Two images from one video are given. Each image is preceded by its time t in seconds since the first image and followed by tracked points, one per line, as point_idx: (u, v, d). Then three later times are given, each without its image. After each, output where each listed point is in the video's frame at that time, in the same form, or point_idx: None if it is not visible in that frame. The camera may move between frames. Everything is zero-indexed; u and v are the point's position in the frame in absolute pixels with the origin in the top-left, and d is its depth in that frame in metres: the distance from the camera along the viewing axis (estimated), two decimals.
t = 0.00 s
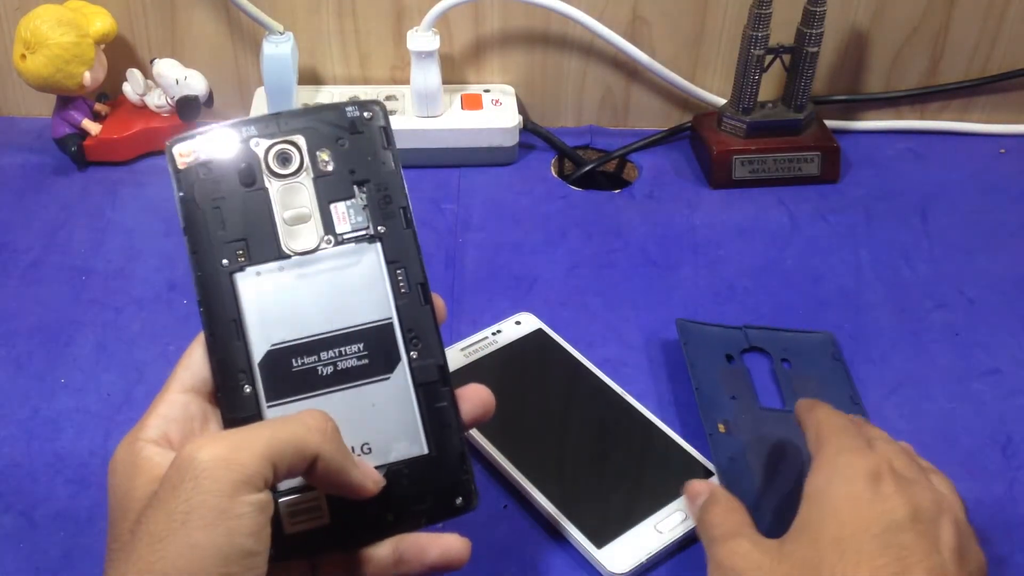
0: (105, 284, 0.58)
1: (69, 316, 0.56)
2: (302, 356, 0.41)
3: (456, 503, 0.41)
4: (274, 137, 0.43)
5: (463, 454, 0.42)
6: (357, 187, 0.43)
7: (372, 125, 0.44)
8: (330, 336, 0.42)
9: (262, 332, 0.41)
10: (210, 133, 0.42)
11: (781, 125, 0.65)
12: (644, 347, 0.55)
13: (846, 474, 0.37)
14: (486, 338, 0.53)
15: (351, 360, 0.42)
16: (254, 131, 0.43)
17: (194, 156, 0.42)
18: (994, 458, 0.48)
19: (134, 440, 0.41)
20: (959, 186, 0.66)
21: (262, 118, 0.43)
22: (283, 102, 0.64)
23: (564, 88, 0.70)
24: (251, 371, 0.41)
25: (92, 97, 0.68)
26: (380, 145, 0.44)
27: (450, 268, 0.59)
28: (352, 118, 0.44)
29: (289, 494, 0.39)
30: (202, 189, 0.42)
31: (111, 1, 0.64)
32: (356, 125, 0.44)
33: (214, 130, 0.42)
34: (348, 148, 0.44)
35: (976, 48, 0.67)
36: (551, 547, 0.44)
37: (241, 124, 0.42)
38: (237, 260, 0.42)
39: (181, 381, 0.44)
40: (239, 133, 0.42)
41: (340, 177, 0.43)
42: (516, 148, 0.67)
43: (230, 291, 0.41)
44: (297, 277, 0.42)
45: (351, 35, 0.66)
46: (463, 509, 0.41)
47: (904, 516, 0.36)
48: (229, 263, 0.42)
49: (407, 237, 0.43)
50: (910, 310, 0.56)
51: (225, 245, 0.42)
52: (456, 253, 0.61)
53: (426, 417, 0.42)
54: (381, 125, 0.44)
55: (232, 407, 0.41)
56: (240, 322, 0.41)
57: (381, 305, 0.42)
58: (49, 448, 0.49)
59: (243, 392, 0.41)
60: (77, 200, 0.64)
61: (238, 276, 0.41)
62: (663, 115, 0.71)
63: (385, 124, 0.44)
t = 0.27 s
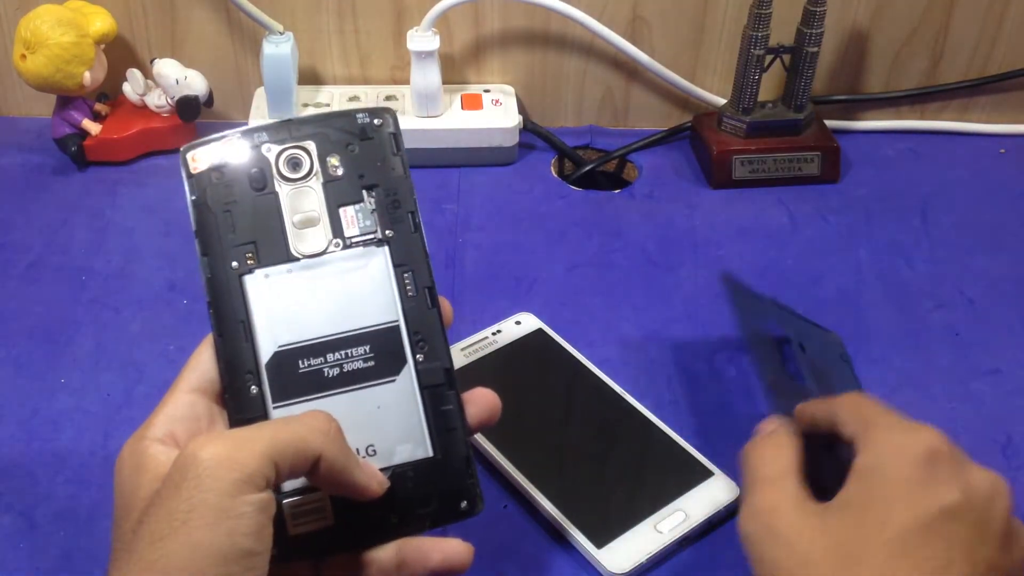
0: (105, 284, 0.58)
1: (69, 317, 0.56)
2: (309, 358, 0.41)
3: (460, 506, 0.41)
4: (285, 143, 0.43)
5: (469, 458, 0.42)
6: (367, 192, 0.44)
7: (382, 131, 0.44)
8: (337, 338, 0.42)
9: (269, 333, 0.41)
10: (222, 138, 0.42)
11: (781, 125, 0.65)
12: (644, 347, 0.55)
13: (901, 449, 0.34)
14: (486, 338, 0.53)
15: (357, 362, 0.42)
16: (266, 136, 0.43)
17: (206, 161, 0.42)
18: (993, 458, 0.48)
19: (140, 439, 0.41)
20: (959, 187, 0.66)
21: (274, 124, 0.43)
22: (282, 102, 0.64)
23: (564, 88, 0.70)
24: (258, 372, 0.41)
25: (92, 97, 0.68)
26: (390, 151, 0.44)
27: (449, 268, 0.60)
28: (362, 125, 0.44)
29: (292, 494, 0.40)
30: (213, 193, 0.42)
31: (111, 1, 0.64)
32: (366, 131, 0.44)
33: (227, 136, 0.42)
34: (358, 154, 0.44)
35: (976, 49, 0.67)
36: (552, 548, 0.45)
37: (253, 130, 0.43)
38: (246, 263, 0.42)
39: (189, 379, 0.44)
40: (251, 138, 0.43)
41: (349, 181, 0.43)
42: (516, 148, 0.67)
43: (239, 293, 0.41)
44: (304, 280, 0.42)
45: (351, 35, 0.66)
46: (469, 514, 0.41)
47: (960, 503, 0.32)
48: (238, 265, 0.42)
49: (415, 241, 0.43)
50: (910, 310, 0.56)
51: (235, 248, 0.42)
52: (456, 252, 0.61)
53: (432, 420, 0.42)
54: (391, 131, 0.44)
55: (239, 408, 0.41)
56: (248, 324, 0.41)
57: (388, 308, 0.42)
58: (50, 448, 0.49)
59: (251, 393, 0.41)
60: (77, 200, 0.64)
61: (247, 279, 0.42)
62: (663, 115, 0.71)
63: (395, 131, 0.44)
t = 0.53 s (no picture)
0: (105, 284, 0.58)
1: (69, 316, 0.56)
2: (310, 359, 0.41)
3: (461, 507, 0.41)
4: (286, 147, 0.43)
5: (469, 459, 0.41)
6: (367, 195, 0.44)
7: (382, 135, 0.44)
8: (337, 339, 0.42)
9: (270, 335, 0.41)
10: (224, 143, 0.43)
11: (781, 125, 0.65)
12: (644, 347, 0.55)
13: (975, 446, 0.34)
14: (486, 338, 0.53)
15: (358, 363, 0.42)
16: (267, 141, 0.43)
17: (208, 165, 0.42)
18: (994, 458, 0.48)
19: (141, 439, 0.41)
20: (959, 186, 0.66)
21: (275, 129, 0.43)
22: (283, 102, 0.64)
23: (564, 88, 0.70)
24: (259, 373, 0.41)
25: (92, 97, 0.68)
26: (390, 154, 0.44)
27: (450, 268, 0.59)
28: (362, 128, 0.44)
29: (293, 496, 0.40)
30: (215, 197, 0.42)
31: (111, 1, 0.64)
32: (366, 136, 0.44)
33: (228, 141, 0.43)
34: (358, 157, 0.44)
35: (976, 49, 0.67)
36: (552, 548, 0.45)
37: (254, 135, 0.43)
38: (247, 265, 0.42)
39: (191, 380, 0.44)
40: (251, 143, 0.43)
41: (349, 184, 0.44)
42: (515, 148, 0.67)
43: (240, 295, 0.41)
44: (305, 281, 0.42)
45: (351, 35, 0.66)
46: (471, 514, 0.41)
47: None
48: (239, 267, 0.42)
49: (415, 243, 0.44)
50: (910, 309, 0.56)
51: (236, 250, 0.42)
52: (456, 252, 0.61)
53: (432, 420, 0.42)
54: (391, 135, 0.44)
55: (240, 409, 0.41)
56: (249, 325, 0.41)
57: (388, 309, 0.43)
58: (49, 448, 0.49)
59: (251, 395, 0.41)
60: (78, 200, 0.64)
61: (248, 281, 0.42)
62: (663, 115, 0.71)
63: (395, 134, 0.44)
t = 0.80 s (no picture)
0: (105, 284, 0.58)
1: (69, 316, 0.56)
2: (312, 359, 0.41)
3: (464, 507, 0.41)
4: (288, 150, 0.43)
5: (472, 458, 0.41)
6: (369, 197, 0.44)
7: (384, 138, 0.44)
8: (340, 340, 0.42)
9: (273, 336, 0.41)
10: (229, 148, 0.43)
11: (781, 125, 0.65)
12: (645, 347, 0.55)
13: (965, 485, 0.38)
14: (486, 338, 0.53)
15: (360, 363, 0.42)
16: (270, 145, 0.43)
17: (213, 169, 0.43)
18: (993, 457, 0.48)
19: (144, 439, 0.41)
20: (959, 186, 0.66)
21: (278, 133, 0.44)
22: (283, 102, 0.64)
23: (564, 88, 0.70)
24: (261, 374, 0.41)
25: (92, 97, 0.68)
26: (392, 158, 0.44)
27: (450, 268, 0.60)
28: (364, 132, 0.44)
29: (295, 495, 0.40)
30: (219, 200, 0.42)
31: (111, 1, 0.64)
32: (369, 139, 0.44)
33: (233, 146, 0.43)
34: (361, 160, 0.44)
35: (976, 49, 0.67)
36: (552, 548, 0.45)
37: (258, 139, 0.43)
38: (250, 267, 0.42)
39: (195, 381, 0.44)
40: (255, 148, 0.43)
41: (352, 187, 0.44)
42: (515, 148, 0.67)
43: (244, 297, 0.42)
44: (308, 282, 0.42)
45: (351, 35, 0.66)
46: (473, 513, 0.41)
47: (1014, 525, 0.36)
48: (242, 269, 0.42)
49: (417, 245, 0.44)
50: (910, 310, 0.57)
51: (239, 252, 0.42)
52: (456, 253, 0.61)
53: (434, 420, 0.42)
54: (393, 139, 0.44)
55: (244, 411, 0.41)
56: (252, 327, 0.41)
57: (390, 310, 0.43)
58: (50, 448, 0.49)
59: (254, 396, 0.41)
60: (78, 201, 0.64)
61: (251, 282, 0.42)
62: (663, 115, 0.71)
63: (397, 138, 0.44)
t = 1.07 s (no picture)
0: (105, 284, 0.58)
1: (69, 316, 0.56)
2: (316, 366, 0.42)
3: (459, 509, 0.39)
4: (305, 176, 0.45)
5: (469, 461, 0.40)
6: (378, 217, 0.45)
7: (396, 165, 0.45)
8: (344, 348, 0.42)
9: (279, 344, 0.42)
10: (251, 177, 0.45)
11: (781, 125, 0.65)
12: (645, 347, 0.55)
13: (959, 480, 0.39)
14: (486, 338, 0.53)
15: (362, 369, 0.42)
16: (288, 172, 0.45)
17: (234, 195, 0.45)
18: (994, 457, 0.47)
19: (150, 437, 0.41)
20: (959, 186, 0.66)
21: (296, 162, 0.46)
22: (283, 102, 0.64)
23: (564, 89, 0.70)
24: (267, 382, 0.41)
25: (92, 97, 0.68)
26: (402, 182, 0.45)
27: (450, 268, 0.60)
28: (378, 159, 0.46)
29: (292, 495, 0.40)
30: (236, 222, 0.44)
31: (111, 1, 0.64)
32: (382, 167, 0.46)
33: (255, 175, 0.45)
34: (372, 183, 0.45)
35: (976, 48, 0.67)
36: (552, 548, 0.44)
37: (277, 167, 0.45)
38: (262, 283, 0.43)
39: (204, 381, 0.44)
40: (274, 175, 0.45)
41: (363, 208, 0.45)
42: (516, 148, 0.67)
43: (253, 310, 0.42)
44: (317, 295, 0.43)
45: (351, 35, 0.66)
46: (471, 518, 0.39)
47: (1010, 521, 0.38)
48: (254, 286, 0.43)
49: (423, 260, 0.44)
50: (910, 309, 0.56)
51: (253, 269, 0.43)
52: (456, 253, 0.61)
53: (434, 425, 0.41)
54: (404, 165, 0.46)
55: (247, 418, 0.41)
56: (261, 337, 0.42)
57: (393, 320, 0.43)
58: (50, 448, 0.49)
59: (257, 403, 0.41)
60: (78, 201, 0.64)
61: (262, 296, 0.43)
62: (663, 115, 0.71)
63: (407, 163, 0.46)
